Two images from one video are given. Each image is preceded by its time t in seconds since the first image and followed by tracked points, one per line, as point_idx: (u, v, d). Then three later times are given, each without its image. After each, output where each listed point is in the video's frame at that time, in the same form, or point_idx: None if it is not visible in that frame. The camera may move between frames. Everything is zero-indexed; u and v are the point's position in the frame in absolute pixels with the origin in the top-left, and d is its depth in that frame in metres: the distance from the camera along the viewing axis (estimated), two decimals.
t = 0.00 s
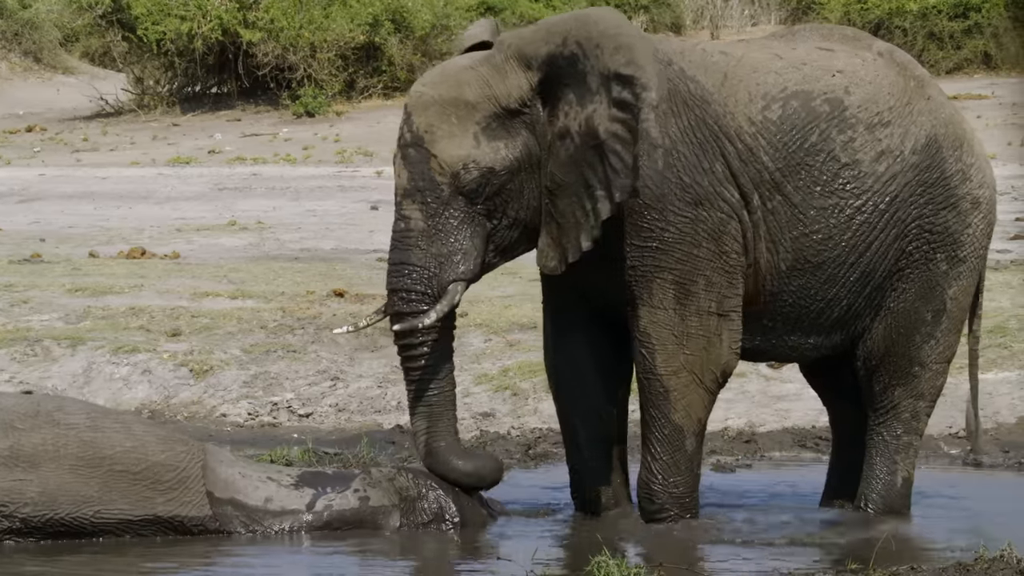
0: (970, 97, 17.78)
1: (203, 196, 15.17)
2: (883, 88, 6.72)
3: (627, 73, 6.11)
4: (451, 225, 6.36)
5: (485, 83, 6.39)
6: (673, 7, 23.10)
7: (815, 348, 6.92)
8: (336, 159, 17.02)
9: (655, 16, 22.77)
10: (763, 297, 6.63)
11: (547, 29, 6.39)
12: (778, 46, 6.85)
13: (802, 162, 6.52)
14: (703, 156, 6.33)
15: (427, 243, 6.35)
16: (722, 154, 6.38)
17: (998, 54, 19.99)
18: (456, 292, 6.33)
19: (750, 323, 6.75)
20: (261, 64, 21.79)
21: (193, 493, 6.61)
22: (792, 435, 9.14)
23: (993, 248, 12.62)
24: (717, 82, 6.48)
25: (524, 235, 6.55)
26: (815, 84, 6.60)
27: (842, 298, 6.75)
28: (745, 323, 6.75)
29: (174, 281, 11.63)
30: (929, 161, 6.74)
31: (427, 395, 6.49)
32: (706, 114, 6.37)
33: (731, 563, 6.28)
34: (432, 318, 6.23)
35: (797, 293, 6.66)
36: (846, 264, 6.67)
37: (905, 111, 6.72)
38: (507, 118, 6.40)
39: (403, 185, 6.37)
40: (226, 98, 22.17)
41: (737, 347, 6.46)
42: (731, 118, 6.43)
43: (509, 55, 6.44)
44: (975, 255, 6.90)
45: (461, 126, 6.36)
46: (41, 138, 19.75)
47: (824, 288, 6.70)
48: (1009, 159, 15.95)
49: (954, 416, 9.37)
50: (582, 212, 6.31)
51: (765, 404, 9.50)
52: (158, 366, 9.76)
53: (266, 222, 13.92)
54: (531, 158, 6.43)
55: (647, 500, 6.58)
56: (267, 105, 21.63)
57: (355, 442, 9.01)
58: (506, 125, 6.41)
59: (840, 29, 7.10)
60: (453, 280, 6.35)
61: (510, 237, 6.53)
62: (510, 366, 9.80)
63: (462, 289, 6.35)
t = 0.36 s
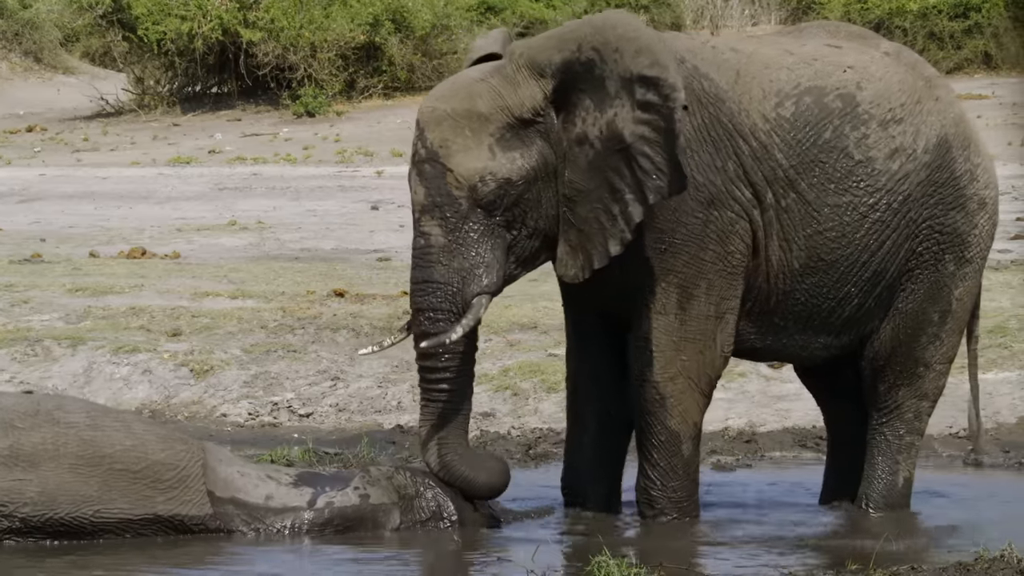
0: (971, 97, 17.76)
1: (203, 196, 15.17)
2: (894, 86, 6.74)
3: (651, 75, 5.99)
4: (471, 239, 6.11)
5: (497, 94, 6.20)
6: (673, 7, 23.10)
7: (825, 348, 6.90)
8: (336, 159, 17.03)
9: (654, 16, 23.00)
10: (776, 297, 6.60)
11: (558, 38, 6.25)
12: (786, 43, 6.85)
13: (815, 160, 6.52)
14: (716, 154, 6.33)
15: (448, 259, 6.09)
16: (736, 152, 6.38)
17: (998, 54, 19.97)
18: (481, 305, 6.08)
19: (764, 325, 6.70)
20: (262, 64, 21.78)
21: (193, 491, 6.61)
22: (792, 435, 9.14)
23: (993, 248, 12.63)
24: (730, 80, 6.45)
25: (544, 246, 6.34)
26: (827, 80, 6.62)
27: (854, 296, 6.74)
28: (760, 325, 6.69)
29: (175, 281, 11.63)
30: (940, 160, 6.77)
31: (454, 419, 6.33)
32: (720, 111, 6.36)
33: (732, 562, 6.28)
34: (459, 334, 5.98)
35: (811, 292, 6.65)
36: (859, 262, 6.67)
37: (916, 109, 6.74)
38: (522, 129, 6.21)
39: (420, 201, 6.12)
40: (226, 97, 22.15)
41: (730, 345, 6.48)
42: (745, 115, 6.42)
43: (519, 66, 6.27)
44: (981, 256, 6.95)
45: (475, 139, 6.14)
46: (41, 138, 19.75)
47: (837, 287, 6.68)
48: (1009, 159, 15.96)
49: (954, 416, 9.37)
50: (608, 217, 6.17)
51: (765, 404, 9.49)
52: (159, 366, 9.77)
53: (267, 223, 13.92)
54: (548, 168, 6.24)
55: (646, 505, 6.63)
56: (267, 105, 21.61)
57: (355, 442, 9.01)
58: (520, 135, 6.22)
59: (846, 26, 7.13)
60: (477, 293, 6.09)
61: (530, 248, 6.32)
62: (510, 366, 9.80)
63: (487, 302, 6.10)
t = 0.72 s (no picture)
0: (971, 97, 17.74)
1: (203, 196, 15.17)
2: (899, 87, 6.73)
3: (653, 87, 5.98)
4: (478, 245, 6.18)
5: (507, 100, 6.26)
6: (672, 7, 23.10)
7: (830, 350, 6.90)
8: (336, 159, 17.02)
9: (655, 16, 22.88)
10: (781, 299, 6.61)
11: (566, 44, 6.29)
12: (790, 44, 6.85)
13: (821, 162, 6.52)
14: (721, 159, 6.33)
15: (456, 265, 6.17)
16: (741, 156, 6.38)
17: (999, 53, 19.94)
18: (488, 312, 6.17)
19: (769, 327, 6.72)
20: (262, 64, 21.78)
21: (193, 490, 6.61)
22: (792, 435, 9.15)
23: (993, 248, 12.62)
24: (735, 83, 6.44)
25: (552, 251, 6.40)
26: (832, 82, 6.61)
27: (859, 298, 6.75)
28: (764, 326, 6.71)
29: (175, 281, 11.63)
30: (946, 161, 6.76)
31: (462, 424, 6.44)
32: (725, 115, 6.36)
33: (732, 562, 6.28)
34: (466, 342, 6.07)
35: (816, 294, 6.66)
36: (864, 265, 6.68)
37: (921, 110, 6.74)
38: (530, 135, 6.28)
39: (427, 207, 6.19)
40: (226, 97, 22.15)
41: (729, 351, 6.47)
42: (751, 118, 6.41)
43: (528, 72, 6.32)
44: (986, 258, 6.95)
45: (484, 146, 6.21)
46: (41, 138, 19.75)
47: (842, 288, 6.70)
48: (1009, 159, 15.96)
49: (955, 416, 9.37)
50: (611, 226, 6.22)
51: (765, 403, 9.49)
52: (159, 366, 9.77)
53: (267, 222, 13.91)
54: (555, 174, 6.30)
55: (642, 509, 6.65)
56: (267, 105, 21.60)
57: (355, 442, 9.02)
58: (529, 142, 6.28)
59: (850, 28, 7.14)
60: (485, 300, 6.18)
61: (537, 254, 6.38)
62: (510, 366, 9.79)
63: (495, 309, 6.19)
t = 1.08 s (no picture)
0: (972, 96, 17.73)
1: (203, 196, 15.17)
2: (900, 85, 6.72)
3: (641, 87, 6.03)
4: (486, 248, 6.22)
5: (509, 103, 6.28)
6: (673, 7, 23.09)
7: (833, 350, 6.90)
8: (336, 159, 17.02)
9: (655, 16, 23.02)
10: (783, 299, 6.61)
11: (561, 44, 6.33)
12: (790, 44, 6.84)
13: (822, 161, 6.51)
14: (719, 158, 6.34)
15: (462, 268, 6.21)
16: (740, 155, 6.38)
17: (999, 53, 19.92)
18: (497, 314, 6.22)
19: (772, 327, 6.72)
20: (262, 64, 21.78)
21: (191, 489, 6.61)
22: (792, 435, 9.14)
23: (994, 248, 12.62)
24: (734, 82, 6.45)
25: (557, 253, 6.45)
26: (832, 80, 6.61)
27: (862, 297, 6.75)
28: (767, 327, 6.71)
29: (175, 281, 11.63)
30: (948, 160, 6.74)
31: (461, 414, 6.38)
32: (723, 115, 6.37)
33: (732, 562, 6.27)
34: (476, 346, 6.11)
35: (818, 293, 6.66)
36: (866, 264, 6.67)
37: (922, 108, 6.72)
38: (534, 136, 6.31)
39: (433, 212, 6.20)
40: (226, 97, 22.15)
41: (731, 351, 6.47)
42: (750, 118, 6.42)
43: (527, 74, 6.36)
44: (989, 256, 6.93)
45: (488, 148, 6.23)
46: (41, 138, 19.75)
47: (845, 287, 6.69)
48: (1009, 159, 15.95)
49: (955, 416, 9.37)
50: (608, 227, 6.29)
51: (766, 403, 9.49)
52: (159, 366, 9.77)
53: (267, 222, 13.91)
54: (559, 176, 6.35)
55: (642, 510, 6.67)
56: (267, 105, 21.60)
57: (355, 442, 9.02)
58: (533, 144, 6.32)
59: (852, 27, 7.13)
60: (494, 302, 6.23)
61: (544, 257, 6.43)
62: (510, 366, 9.79)
63: (503, 311, 6.23)
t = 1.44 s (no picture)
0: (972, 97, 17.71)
1: (203, 196, 15.17)
2: (901, 85, 6.72)
3: (643, 90, 5.99)
4: (477, 249, 6.21)
5: (505, 104, 6.27)
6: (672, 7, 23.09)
7: (835, 351, 6.91)
8: (336, 159, 17.02)
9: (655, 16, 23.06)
10: (785, 299, 6.62)
11: (561, 47, 6.29)
12: (791, 45, 6.84)
13: (824, 161, 6.52)
14: (720, 159, 6.35)
15: (453, 268, 6.20)
16: (741, 156, 6.39)
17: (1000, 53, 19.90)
18: (488, 314, 6.21)
19: (774, 328, 6.73)
20: (262, 64, 21.78)
21: (191, 487, 6.61)
22: (792, 435, 9.14)
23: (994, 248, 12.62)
24: (735, 83, 6.46)
25: (550, 254, 6.45)
26: (833, 80, 6.61)
27: (864, 297, 6.75)
28: (769, 327, 6.72)
29: (175, 281, 11.63)
30: (949, 160, 6.74)
31: (451, 409, 6.38)
32: (725, 115, 6.37)
33: (731, 562, 6.27)
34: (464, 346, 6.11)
35: (821, 293, 6.66)
36: (868, 264, 6.67)
37: (923, 108, 6.72)
38: (528, 138, 6.30)
39: (426, 211, 6.19)
40: (226, 97, 22.15)
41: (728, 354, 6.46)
42: (751, 118, 6.42)
43: (524, 77, 6.35)
44: (990, 257, 6.93)
45: (482, 149, 6.22)
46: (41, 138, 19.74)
47: (847, 288, 6.69)
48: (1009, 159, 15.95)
49: (955, 416, 9.37)
50: (608, 229, 6.28)
51: (766, 404, 9.49)
52: (159, 366, 9.77)
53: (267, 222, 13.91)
54: (553, 178, 6.34)
55: (641, 511, 6.68)
56: (267, 105, 21.60)
57: (354, 442, 9.01)
58: (527, 146, 6.31)
59: (853, 28, 7.12)
60: (485, 303, 6.22)
61: (535, 258, 6.42)
62: (510, 366, 9.79)
63: (494, 311, 6.23)
